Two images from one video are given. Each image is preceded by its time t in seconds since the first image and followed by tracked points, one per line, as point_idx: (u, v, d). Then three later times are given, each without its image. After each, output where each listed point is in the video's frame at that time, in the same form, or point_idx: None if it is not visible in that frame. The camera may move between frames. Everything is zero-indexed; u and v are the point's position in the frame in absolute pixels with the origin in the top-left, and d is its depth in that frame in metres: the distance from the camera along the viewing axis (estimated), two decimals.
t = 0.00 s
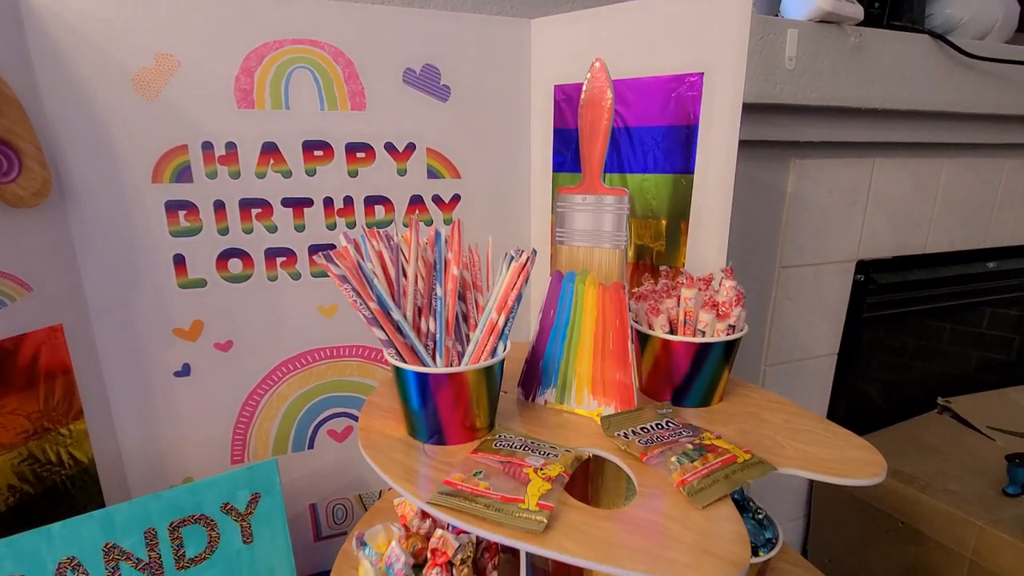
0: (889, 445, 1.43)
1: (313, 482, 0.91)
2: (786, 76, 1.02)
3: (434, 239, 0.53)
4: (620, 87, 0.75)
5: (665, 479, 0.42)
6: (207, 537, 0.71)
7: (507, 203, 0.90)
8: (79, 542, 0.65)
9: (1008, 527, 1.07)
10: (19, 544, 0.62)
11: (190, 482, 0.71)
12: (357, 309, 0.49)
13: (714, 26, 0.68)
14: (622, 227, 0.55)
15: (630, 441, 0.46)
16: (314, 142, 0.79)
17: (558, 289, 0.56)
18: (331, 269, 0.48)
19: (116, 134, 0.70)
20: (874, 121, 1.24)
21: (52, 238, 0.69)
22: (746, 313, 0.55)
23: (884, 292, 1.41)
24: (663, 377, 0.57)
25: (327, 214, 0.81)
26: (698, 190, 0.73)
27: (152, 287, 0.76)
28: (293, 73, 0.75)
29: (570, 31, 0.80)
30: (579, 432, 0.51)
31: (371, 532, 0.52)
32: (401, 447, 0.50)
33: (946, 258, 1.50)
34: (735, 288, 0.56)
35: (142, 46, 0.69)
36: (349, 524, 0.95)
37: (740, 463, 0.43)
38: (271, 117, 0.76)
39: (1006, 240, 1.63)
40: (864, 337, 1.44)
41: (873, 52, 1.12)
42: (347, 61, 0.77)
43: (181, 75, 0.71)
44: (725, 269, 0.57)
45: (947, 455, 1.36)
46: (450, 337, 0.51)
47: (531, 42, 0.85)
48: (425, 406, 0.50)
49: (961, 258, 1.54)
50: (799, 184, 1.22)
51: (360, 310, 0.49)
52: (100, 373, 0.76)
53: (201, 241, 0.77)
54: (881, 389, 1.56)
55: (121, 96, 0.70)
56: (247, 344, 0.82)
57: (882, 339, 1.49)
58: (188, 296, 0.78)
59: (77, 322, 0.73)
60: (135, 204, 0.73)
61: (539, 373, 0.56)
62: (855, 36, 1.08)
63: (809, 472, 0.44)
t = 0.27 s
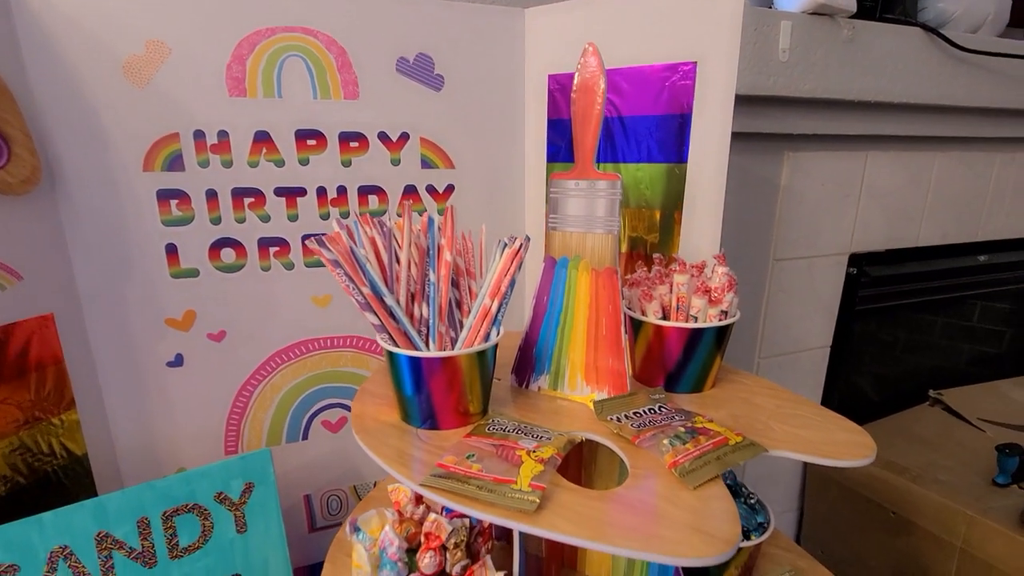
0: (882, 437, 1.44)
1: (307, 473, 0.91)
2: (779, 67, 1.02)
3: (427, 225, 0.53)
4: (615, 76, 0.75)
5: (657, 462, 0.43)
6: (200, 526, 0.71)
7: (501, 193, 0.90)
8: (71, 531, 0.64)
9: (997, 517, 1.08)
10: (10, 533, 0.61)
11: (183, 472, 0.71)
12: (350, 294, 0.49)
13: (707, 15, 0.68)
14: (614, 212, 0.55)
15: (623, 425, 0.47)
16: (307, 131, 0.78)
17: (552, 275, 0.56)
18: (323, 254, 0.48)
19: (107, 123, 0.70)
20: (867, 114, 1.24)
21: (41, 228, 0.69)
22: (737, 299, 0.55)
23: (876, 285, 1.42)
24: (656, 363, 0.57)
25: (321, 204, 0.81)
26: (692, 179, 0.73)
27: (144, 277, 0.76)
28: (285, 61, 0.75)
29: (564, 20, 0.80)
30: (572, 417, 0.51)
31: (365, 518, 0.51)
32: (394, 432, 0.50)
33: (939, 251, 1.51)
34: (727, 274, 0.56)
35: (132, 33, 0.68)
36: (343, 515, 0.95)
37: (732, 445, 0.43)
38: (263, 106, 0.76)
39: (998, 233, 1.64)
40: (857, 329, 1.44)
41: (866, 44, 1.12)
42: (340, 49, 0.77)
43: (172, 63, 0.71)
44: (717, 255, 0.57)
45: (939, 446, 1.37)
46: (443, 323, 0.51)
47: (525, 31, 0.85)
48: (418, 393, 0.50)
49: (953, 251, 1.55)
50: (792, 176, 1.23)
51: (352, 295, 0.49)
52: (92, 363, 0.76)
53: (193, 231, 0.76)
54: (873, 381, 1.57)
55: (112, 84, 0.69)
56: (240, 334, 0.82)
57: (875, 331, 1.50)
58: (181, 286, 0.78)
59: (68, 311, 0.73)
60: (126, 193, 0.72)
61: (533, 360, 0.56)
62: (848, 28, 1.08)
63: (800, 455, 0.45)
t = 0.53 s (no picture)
0: (875, 432, 1.45)
1: (302, 467, 0.91)
2: (774, 63, 1.01)
3: (421, 216, 0.53)
4: (610, 70, 0.75)
5: (650, 450, 0.43)
6: (194, 519, 0.71)
7: (497, 187, 0.90)
8: (63, 523, 0.64)
9: (988, 510, 1.09)
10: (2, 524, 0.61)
11: (176, 465, 0.71)
12: (344, 283, 0.49)
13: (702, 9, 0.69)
14: (608, 202, 0.55)
15: (616, 415, 0.47)
16: (302, 123, 0.78)
17: (546, 266, 0.56)
18: (317, 243, 0.48)
19: (99, 113, 0.69)
20: (861, 110, 1.25)
21: (33, 219, 0.69)
22: (730, 290, 0.56)
23: (870, 281, 1.42)
24: (650, 355, 0.57)
25: (315, 196, 0.81)
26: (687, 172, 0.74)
27: (137, 269, 0.75)
28: (280, 52, 0.75)
29: (559, 14, 0.80)
30: (566, 407, 0.51)
31: (359, 509, 0.51)
32: (388, 422, 0.50)
33: (931, 248, 1.52)
34: (720, 266, 0.56)
35: (125, 23, 0.68)
36: (338, 509, 0.95)
37: (724, 434, 0.44)
38: (257, 97, 0.75)
39: (989, 231, 1.65)
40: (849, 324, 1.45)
41: (860, 41, 1.12)
42: (334, 41, 0.77)
43: (165, 54, 0.70)
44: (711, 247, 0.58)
45: (930, 441, 1.38)
46: (437, 313, 0.51)
47: (520, 25, 0.85)
48: (413, 383, 0.50)
49: (945, 249, 1.56)
50: (786, 172, 1.23)
51: (346, 285, 0.49)
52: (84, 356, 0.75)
53: (187, 223, 0.76)
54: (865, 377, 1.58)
55: (104, 74, 0.69)
56: (233, 327, 0.82)
57: (868, 327, 1.51)
58: (174, 278, 0.77)
59: (60, 303, 0.72)
60: (119, 184, 0.72)
61: (527, 350, 0.56)
62: (842, 25, 1.08)
63: (792, 443, 0.45)
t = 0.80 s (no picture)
0: (867, 426, 1.46)
1: (296, 460, 0.90)
2: (767, 58, 1.00)
3: (415, 205, 0.52)
4: (604, 62, 0.75)
5: (644, 437, 0.43)
6: (187, 512, 0.70)
7: (490, 179, 0.90)
8: (54, 516, 0.63)
9: (978, 502, 1.10)
10: None
11: (169, 457, 0.70)
12: (337, 272, 0.49)
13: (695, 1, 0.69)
14: (602, 191, 0.54)
15: (610, 403, 0.47)
16: (295, 114, 0.78)
17: (540, 256, 0.56)
18: (309, 231, 0.48)
19: (89, 103, 0.69)
20: (854, 105, 1.25)
21: (22, 211, 0.68)
22: (724, 280, 0.56)
23: (862, 276, 1.43)
24: (644, 345, 0.57)
25: (309, 188, 0.81)
26: (681, 164, 0.74)
27: (129, 261, 0.75)
28: (272, 42, 0.74)
29: (553, 6, 0.80)
30: (560, 397, 0.51)
31: (353, 498, 0.51)
32: (382, 411, 0.50)
33: (923, 243, 1.53)
34: (714, 255, 0.56)
35: (115, 12, 0.68)
36: (332, 503, 0.94)
37: (717, 421, 0.44)
38: (250, 88, 0.75)
39: (981, 226, 1.66)
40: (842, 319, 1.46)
41: (853, 36, 1.13)
42: (328, 32, 0.76)
43: (156, 44, 0.70)
44: (705, 237, 0.58)
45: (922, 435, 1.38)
46: (431, 303, 0.51)
47: (514, 18, 0.85)
48: (407, 373, 0.50)
49: (938, 244, 1.57)
50: (780, 167, 1.23)
51: (339, 273, 0.48)
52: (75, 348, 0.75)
53: (179, 214, 0.76)
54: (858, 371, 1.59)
55: (94, 64, 0.68)
56: (226, 320, 0.81)
57: (861, 321, 1.51)
58: (166, 270, 0.77)
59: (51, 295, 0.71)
60: (110, 175, 0.72)
61: (521, 341, 0.56)
62: (835, 19, 1.09)
63: (785, 430, 0.45)
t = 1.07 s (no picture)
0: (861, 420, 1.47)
1: (292, 454, 0.90)
2: (763, 52, 1.01)
3: (410, 196, 0.52)
4: (600, 55, 0.75)
5: (640, 426, 0.43)
6: (182, 505, 0.70)
7: (486, 172, 0.90)
8: (48, 509, 0.63)
9: (971, 495, 1.11)
10: None
11: (164, 450, 0.70)
12: (332, 262, 0.48)
13: None
14: (598, 181, 0.54)
15: (606, 392, 0.47)
16: (289, 106, 0.77)
17: (536, 247, 0.56)
18: (304, 221, 0.48)
19: (81, 94, 0.68)
20: (849, 100, 1.25)
21: (15, 203, 0.67)
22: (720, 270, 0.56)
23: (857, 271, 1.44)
24: (640, 336, 0.57)
25: (304, 180, 0.80)
26: (676, 156, 0.74)
27: (123, 254, 0.74)
28: (266, 33, 0.74)
29: None
30: (556, 387, 0.51)
31: (348, 488, 0.51)
32: (378, 401, 0.50)
33: (917, 238, 1.54)
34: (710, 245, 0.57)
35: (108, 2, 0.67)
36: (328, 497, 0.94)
37: (712, 410, 0.44)
38: (244, 79, 0.74)
39: (975, 221, 1.67)
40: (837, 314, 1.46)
41: (848, 30, 1.13)
42: (322, 23, 0.76)
43: (149, 34, 0.69)
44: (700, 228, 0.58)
45: (916, 430, 1.39)
46: (427, 293, 0.51)
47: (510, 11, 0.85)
48: (403, 363, 0.50)
49: (932, 239, 1.58)
50: (776, 162, 1.24)
51: (334, 263, 0.48)
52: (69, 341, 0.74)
53: (173, 206, 0.75)
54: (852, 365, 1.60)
55: (86, 54, 0.67)
56: (221, 313, 0.81)
57: (855, 316, 1.52)
58: (160, 263, 0.76)
59: (43, 287, 0.71)
60: (103, 167, 0.71)
61: (518, 332, 0.56)
62: (830, 14, 1.09)
63: (780, 419, 0.45)
